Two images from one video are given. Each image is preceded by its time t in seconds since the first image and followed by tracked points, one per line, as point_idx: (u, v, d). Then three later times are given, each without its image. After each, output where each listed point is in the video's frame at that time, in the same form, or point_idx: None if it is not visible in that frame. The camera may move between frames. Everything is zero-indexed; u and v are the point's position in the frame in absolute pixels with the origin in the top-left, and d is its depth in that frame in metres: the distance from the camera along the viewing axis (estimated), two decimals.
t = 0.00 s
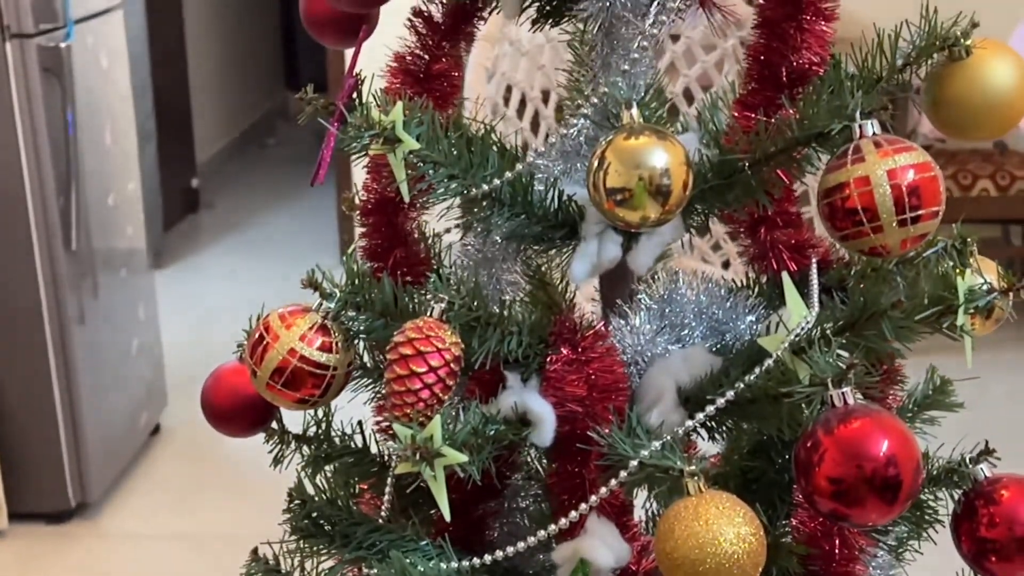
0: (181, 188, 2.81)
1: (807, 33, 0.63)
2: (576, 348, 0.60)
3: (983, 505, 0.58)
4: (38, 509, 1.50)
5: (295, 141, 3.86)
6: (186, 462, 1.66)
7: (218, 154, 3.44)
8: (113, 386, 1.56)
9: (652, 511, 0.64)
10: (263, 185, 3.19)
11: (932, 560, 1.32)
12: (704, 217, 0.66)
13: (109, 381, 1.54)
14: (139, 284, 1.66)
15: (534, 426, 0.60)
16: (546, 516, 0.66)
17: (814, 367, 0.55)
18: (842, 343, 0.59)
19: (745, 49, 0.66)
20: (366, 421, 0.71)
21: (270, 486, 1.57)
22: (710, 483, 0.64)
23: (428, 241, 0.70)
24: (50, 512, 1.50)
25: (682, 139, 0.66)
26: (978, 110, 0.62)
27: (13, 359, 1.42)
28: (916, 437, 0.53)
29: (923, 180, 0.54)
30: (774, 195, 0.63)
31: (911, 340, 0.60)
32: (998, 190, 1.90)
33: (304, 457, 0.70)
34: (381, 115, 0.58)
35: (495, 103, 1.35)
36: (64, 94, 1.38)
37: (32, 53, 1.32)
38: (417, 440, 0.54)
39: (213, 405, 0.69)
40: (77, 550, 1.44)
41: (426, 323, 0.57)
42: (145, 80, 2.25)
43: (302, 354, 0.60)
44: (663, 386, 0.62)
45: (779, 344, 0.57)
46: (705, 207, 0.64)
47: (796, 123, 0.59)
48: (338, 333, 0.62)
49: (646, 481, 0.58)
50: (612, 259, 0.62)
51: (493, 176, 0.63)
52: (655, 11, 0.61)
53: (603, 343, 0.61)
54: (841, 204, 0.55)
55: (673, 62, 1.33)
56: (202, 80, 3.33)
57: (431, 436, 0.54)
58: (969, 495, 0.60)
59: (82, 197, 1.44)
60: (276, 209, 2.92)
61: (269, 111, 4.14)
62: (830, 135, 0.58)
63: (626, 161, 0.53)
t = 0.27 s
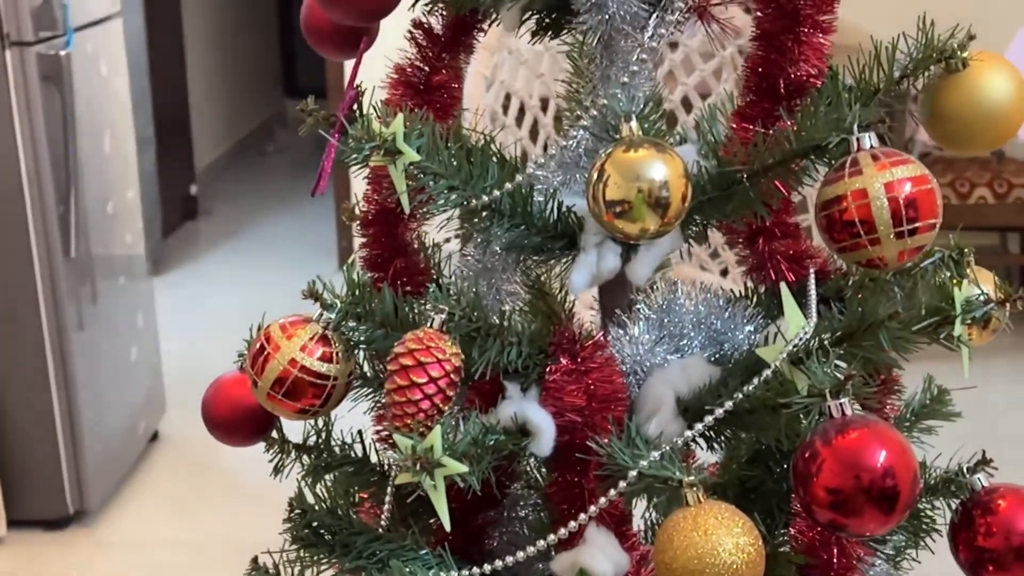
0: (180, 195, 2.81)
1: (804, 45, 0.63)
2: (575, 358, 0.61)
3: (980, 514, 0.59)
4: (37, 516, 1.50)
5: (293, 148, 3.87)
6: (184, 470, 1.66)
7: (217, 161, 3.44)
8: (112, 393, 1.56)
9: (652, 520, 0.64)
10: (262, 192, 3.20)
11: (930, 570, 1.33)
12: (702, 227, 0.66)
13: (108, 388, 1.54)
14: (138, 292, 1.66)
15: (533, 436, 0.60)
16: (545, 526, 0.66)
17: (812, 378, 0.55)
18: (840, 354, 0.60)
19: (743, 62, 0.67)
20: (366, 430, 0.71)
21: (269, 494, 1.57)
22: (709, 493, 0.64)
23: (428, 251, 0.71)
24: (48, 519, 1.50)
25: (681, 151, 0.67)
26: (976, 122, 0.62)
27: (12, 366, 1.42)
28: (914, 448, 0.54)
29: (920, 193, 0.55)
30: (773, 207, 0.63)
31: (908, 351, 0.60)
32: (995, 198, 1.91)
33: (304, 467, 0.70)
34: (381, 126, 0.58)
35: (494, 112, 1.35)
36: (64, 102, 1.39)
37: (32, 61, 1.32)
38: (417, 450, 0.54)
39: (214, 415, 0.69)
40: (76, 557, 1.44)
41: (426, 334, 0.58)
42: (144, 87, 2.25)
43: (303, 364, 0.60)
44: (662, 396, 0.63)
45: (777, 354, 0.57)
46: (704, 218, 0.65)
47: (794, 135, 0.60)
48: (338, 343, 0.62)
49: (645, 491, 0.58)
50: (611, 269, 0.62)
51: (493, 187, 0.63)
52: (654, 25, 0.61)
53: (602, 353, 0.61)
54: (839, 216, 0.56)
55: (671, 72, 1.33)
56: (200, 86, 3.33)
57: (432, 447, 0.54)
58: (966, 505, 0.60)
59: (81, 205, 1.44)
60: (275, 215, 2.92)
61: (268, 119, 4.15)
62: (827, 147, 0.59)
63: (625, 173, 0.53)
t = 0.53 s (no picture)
0: (178, 202, 2.82)
1: (801, 56, 0.63)
2: (574, 367, 0.61)
3: (976, 523, 0.59)
4: (35, 523, 1.50)
5: (291, 155, 3.87)
6: (183, 477, 1.66)
7: (215, 167, 3.44)
8: (111, 400, 1.56)
9: (650, 529, 0.65)
10: (260, 199, 3.20)
11: None
12: (700, 238, 0.66)
13: (106, 395, 1.54)
14: (136, 299, 1.66)
15: (533, 445, 0.61)
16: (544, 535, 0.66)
17: (809, 389, 0.56)
18: (837, 364, 0.60)
19: (741, 72, 0.67)
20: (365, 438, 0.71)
21: (268, 501, 1.57)
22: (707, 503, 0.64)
23: (427, 261, 0.71)
24: (47, 526, 1.50)
25: (678, 162, 0.67)
26: (973, 131, 0.63)
27: (11, 372, 1.42)
28: (910, 457, 0.54)
29: (916, 204, 0.55)
30: (770, 217, 0.64)
31: (904, 360, 0.60)
32: (992, 205, 1.92)
33: (304, 476, 0.71)
34: (381, 138, 0.59)
35: (492, 121, 1.36)
36: (63, 109, 1.39)
37: (31, 68, 1.32)
38: (417, 460, 0.54)
39: (213, 424, 0.69)
40: (74, 565, 1.43)
41: (426, 345, 0.58)
42: (143, 94, 2.25)
43: (303, 374, 0.60)
44: (660, 405, 0.63)
45: (774, 364, 0.58)
46: (702, 228, 0.65)
47: (791, 146, 0.60)
48: (339, 353, 0.62)
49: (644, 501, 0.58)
50: (610, 279, 0.63)
51: (492, 198, 0.63)
52: (651, 37, 0.62)
53: (601, 363, 0.61)
54: (835, 227, 0.56)
55: (669, 81, 1.33)
56: (199, 93, 3.34)
57: (431, 457, 0.54)
58: (962, 514, 0.61)
59: (80, 211, 1.44)
60: (273, 222, 2.92)
61: (266, 125, 4.15)
62: (824, 158, 0.59)
63: (624, 185, 0.54)
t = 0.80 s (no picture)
0: (176, 207, 2.82)
1: (798, 68, 0.64)
2: (572, 378, 0.61)
3: (972, 533, 0.59)
4: (33, 530, 1.50)
5: (289, 161, 3.88)
6: (181, 483, 1.66)
7: (213, 173, 3.45)
8: (109, 407, 1.56)
9: (648, 540, 0.65)
10: (258, 205, 3.20)
11: None
12: (697, 247, 0.67)
13: (104, 402, 1.54)
14: (134, 305, 1.66)
15: (531, 454, 0.61)
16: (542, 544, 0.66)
17: (805, 400, 0.56)
18: (834, 375, 0.60)
19: (737, 85, 0.67)
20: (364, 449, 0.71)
21: (266, 507, 1.57)
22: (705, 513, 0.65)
23: (426, 271, 0.71)
24: (44, 533, 1.50)
25: (676, 172, 0.67)
26: (967, 143, 0.63)
27: (8, 379, 1.42)
28: (906, 468, 0.54)
29: (912, 216, 0.56)
30: (767, 228, 0.64)
31: (900, 371, 0.61)
32: (989, 212, 1.92)
33: (304, 485, 0.71)
34: (380, 149, 0.59)
35: (490, 129, 1.36)
36: (61, 116, 1.39)
37: (29, 76, 1.32)
38: (415, 470, 0.54)
39: (212, 433, 0.70)
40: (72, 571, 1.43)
41: (425, 355, 0.58)
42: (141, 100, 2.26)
43: (302, 384, 0.61)
44: (657, 415, 0.63)
45: (771, 374, 0.58)
46: (699, 238, 0.65)
47: (787, 158, 0.60)
48: (338, 363, 0.62)
49: (641, 511, 0.58)
50: (608, 289, 0.63)
51: (490, 209, 0.64)
52: (648, 49, 0.62)
53: (598, 373, 0.62)
54: (831, 238, 0.57)
55: (667, 90, 1.34)
56: (197, 98, 3.34)
57: (430, 467, 0.54)
58: (958, 524, 0.61)
59: (78, 218, 1.45)
60: (271, 228, 2.93)
61: (264, 131, 4.16)
62: (820, 170, 0.59)
63: (621, 198, 0.54)
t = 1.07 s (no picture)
0: (174, 214, 2.82)
1: (793, 80, 0.64)
2: (569, 388, 0.61)
3: (968, 543, 0.60)
4: (30, 537, 1.50)
5: (287, 167, 3.88)
6: (178, 490, 1.66)
7: (211, 179, 3.45)
8: (106, 414, 1.56)
9: (645, 550, 0.64)
10: (256, 211, 3.20)
11: None
12: (694, 258, 0.67)
13: (101, 409, 1.54)
14: (131, 312, 1.66)
15: (529, 465, 0.61)
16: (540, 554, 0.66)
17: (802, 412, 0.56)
18: (830, 385, 0.61)
19: (732, 97, 0.68)
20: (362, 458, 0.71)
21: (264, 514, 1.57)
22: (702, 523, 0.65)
23: (424, 281, 0.71)
24: (41, 540, 1.50)
25: (672, 184, 0.68)
26: (961, 155, 0.64)
27: (6, 386, 1.42)
28: (902, 479, 0.55)
29: (907, 228, 0.56)
30: (763, 240, 0.64)
31: (896, 381, 0.61)
32: (985, 218, 1.93)
33: (301, 495, 0.71)
34: (378, 161, 0.59)
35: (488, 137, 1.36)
36: (58, 123, 1.39)
37: (27, 83, 1.32)
38: (413, 481, 0.54)
39: (211, 444, 0.70)
40: None
41: (423, 366, 0.58)
42: (138, 106, 2.26)
43: (300, 395, 0.61)
44: (654, 425, 0.63)
45: (767, 385, 0.58)
46: (695, 249, 0.66)
47: (783, 169, 0.61)
48: (336, 374, 0.63)
49: (639, 521, 0.58)
50: (605, 300, 0.63)
51: (488, 220, 0.64)
52: (646, 61, 0.63)
53: (595, 383, 0.62)
54: (827, 250, 0.57)
55: (665, 98, 1.35)
56: (194, 104, 3.34)
57: (428, 478, 0.54)
58: (954, 533, 0.61)
59: (75, 226, 1.45)
60: (269, 234, 2.93)
61: (262, 137, 4.16)
62: (816, 182, 0.60)
63: (618, 209, 0.54)
